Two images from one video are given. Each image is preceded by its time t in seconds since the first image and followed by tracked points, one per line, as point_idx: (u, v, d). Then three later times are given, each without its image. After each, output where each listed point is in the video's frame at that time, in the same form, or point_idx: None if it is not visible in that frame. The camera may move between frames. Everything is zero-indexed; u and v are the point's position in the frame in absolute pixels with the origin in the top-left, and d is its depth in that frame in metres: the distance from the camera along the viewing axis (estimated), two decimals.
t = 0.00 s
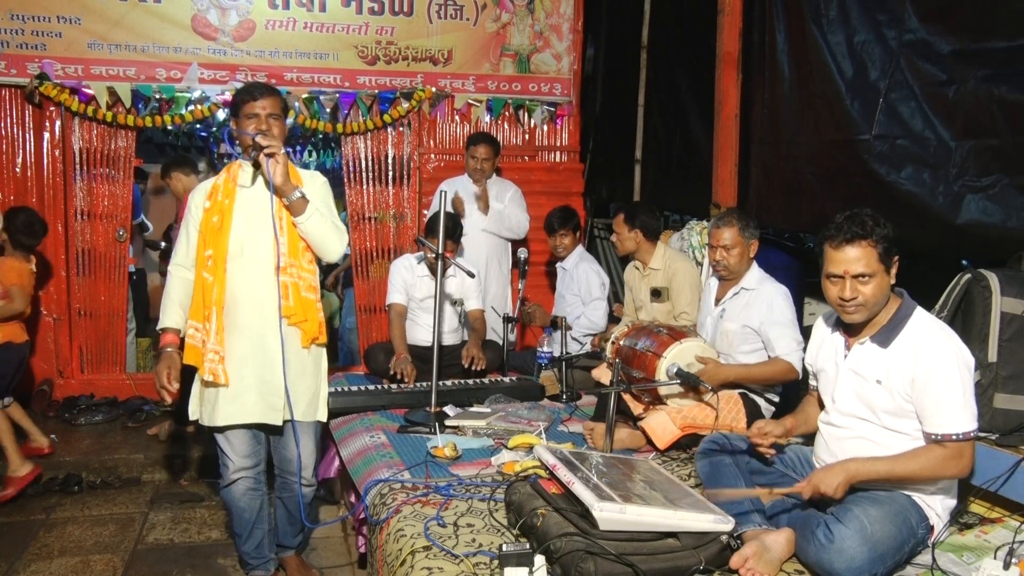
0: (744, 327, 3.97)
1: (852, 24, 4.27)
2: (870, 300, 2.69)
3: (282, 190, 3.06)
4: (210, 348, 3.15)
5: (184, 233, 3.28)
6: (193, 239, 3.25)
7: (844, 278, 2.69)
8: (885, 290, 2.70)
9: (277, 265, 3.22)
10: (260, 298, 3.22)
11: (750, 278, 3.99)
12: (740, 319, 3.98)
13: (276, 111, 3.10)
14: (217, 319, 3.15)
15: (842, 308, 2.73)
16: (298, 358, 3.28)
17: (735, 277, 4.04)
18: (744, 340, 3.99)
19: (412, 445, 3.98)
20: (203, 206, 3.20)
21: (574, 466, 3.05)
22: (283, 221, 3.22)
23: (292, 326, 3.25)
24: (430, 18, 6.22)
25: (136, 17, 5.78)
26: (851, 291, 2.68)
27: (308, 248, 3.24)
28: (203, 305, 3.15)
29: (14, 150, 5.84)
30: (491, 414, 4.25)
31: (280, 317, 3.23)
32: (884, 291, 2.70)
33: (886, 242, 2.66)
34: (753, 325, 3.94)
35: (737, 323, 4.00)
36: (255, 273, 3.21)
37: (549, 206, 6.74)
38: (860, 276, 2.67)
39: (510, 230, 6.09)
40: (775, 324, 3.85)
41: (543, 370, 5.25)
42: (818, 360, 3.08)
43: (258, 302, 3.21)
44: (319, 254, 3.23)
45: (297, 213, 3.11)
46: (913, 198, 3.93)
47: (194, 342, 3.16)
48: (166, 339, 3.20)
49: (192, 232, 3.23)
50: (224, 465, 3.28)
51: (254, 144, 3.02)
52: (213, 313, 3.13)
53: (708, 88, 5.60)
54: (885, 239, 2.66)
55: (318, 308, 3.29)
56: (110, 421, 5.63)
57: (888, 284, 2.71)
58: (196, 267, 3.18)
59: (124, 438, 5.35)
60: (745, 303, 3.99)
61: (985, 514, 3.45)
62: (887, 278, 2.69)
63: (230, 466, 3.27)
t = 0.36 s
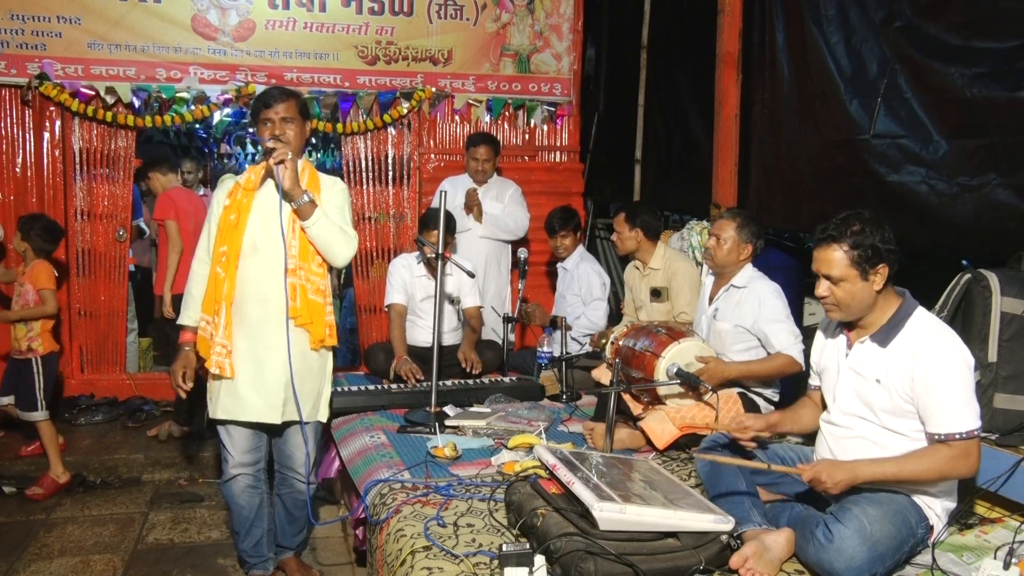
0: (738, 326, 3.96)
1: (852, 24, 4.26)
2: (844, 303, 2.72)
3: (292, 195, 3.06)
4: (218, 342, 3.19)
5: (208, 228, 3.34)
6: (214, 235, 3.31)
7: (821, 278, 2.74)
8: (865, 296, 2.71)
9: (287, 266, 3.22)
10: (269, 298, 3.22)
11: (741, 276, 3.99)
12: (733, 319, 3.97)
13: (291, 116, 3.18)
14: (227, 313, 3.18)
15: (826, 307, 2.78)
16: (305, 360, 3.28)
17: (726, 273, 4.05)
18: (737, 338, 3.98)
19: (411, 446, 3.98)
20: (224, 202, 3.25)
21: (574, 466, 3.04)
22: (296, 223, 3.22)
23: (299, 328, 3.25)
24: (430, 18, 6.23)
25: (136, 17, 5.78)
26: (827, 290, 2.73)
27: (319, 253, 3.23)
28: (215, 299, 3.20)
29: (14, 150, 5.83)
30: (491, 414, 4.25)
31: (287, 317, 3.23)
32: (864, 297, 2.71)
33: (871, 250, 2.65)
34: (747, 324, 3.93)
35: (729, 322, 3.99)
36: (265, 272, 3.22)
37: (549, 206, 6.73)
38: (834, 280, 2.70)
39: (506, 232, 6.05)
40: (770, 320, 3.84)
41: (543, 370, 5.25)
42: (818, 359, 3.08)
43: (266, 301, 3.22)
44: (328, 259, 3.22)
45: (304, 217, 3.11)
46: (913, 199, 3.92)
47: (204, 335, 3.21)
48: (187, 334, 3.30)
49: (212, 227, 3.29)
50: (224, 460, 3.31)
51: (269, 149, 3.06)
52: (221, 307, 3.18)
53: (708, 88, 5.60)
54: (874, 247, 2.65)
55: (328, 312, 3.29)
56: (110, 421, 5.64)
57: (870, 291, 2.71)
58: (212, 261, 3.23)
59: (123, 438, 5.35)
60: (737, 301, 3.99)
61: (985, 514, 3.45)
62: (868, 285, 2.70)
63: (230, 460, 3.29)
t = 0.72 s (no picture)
0: (738, 324, 3.96)
1: (852, 25, 4.26)
2: (848, 302, 2.72)
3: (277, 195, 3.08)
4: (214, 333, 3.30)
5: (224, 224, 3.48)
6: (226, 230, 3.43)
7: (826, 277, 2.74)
8: (869, 295, 2.71)
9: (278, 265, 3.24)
10: (260, 295, 3.26)
11: (739, 274, 3.99)
12: (732, 316, 3.97)
13: (291, 117, 3.22)
14: (223, 307, 3.28)
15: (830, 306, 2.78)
16: (297, 358, 3.29)
17: (724, 271, 4.04)
18: (737, 336, 3.98)
19: (411, 446, 3.97)
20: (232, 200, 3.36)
21: (574, 466, 3.04)
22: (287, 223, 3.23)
23: (288, 326, 3.26)
24: (430, 19, 6.23)
25: (136, 17, 5.79)
26: (831, 289, 2.73)
27: (308, 255, 3.22)
28: (215, 292, 3.31)
29: (14, 150, 5.83)
30: (491, 414, 4.24)
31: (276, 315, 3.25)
32: (867, 296, 2.71)
33: (874, 249, 2.65)
34: (746, 322, 3.93)
35: (728, 320, 3.99)
36: (257, 270, 3.26)
37: (549, 206, 6.72)
38: (838, 277, 2.71)
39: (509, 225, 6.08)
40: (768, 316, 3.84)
41: (543, 370, 5.25)
42: (817, 361, 3.06)
43: (257, 298, 3.26)
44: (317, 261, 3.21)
45: (290, 218, 3.11)
46: (912, 199, 3.93)
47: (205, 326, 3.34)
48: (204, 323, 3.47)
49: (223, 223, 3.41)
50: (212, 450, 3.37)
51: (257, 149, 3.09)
52: (218, 300, 3.29)
53: (708, 88, 5.60)
54: (876, 246, 2.66)
55: (321, 312, 3.30)
56: (110, 421, 5.64)
57: (873, 290, 2.71)
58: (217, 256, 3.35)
59: (123, 438, 5.35)
60: (736, 299, 3.99)
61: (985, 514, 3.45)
62: (872, 284, 2.70)
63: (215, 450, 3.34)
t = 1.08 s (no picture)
0: (742, 322, 3.96)
1: (851, 25, 4.26)
2: (836, 304, 2.73)
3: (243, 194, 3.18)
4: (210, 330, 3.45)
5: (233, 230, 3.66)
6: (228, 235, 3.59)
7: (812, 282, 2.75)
8: (856, 296, 2.71)
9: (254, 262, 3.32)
10: (241, 292, 3.35)
11: (742, 273, 3.99)
12: (736, 314, 3.98)
13: (270, 120, 3.30)
14: (214, 304, 3.42)
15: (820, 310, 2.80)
16: (273, 354, 3.34)
17: (727, 271, 4.05)
18: (739, 335, 3.97)
19: (412, 446, 3.97)
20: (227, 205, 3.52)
21: (574, 466, 3.04)
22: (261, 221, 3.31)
23: (265, 322, 3.32)
24: (430, 18, 6.23)
25: (136, 17, 5.79)
26: (819, 293, 2.75)
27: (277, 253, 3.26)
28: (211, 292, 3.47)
29: (14, 150, 5.84)
30: (491, 414, 4.25)
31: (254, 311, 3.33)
32: (855, 297, 2.71)
33: (858, 249, 2.66)
34: (749, 320, 3.93)
35: (732, 318, 3.99)
36: (238, 267, 3.36)
37: (549, 206, 6.72)
38: (823, 280, 2.72)
39: (505, 232, 6.05)
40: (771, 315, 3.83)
41: (543, 370, 5.26)
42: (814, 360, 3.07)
43: (239, 295, 3.35)
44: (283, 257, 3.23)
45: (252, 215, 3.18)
46: (912, 199, 3.93)
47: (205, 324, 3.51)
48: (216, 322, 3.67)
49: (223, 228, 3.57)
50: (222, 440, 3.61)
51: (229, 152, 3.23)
52: (211, 298, 3.43)
53: (708, 88, 5.60)
54: (860, 246, 2.66)
55: (295, 310, 3.32)
56: (110, 421, 5.64)
57: (860, 291, 2.71)
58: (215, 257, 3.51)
59: (122, 438, 5.35)
60: (739, 298, 3.99)
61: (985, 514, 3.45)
62: (858, 285, 2.70)
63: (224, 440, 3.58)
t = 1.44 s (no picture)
0: (743, 322, 3.96)
1: (851, 26, 4.26)
2: (829, 292, 2.78)
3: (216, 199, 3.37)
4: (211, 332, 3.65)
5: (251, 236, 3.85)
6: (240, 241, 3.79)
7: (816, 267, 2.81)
8: (849, 289, 2.74)
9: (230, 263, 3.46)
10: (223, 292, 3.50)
11: (747, 273, 4.00)
12: (738, 314, 3.98)
13: (248, 129, 3.39)
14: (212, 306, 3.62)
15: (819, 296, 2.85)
16: (244, 351, 3.44)
17: (731, 271, 4.06)
18: (742, 335, 3.98)
19: (412, 446, 3.97)
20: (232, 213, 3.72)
21: (574, 466, 3.05)
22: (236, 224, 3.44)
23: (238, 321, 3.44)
24: (430, 18, 6.23)
25: (136, 17, 5.79)
26: (818, 278, 2.80)
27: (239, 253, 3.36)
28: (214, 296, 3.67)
29: (14, 150, 5.83)
30: (491, 414, 4.25)
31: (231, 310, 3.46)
32: (849, 289, 2.74)
33: (860, 242, 2.69)
34: (752, 320, 3.93)
35: (734, 318, 3.99)
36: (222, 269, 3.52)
37: (549, 206, 6.72)
38: (823, 266, 2.77)
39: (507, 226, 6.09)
40: (774, 314, 3.84)
41: (543, 370, 5.26)
42: (817, 360, 3.07)
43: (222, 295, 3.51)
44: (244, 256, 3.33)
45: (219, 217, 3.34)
46: (913, 199, 3.92)
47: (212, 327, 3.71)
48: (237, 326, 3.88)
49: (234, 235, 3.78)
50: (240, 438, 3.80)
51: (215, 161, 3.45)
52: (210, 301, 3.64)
53: (708, 88, 5.60)
54: (864, 239, 2.69)
55: (258, 308, 3.38)
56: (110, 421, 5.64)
57: (855, 285, 2.73)
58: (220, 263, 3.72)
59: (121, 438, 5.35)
60: (742, 298, 3.99)
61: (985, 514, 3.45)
62: (853, 278, 2.72)
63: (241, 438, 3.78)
